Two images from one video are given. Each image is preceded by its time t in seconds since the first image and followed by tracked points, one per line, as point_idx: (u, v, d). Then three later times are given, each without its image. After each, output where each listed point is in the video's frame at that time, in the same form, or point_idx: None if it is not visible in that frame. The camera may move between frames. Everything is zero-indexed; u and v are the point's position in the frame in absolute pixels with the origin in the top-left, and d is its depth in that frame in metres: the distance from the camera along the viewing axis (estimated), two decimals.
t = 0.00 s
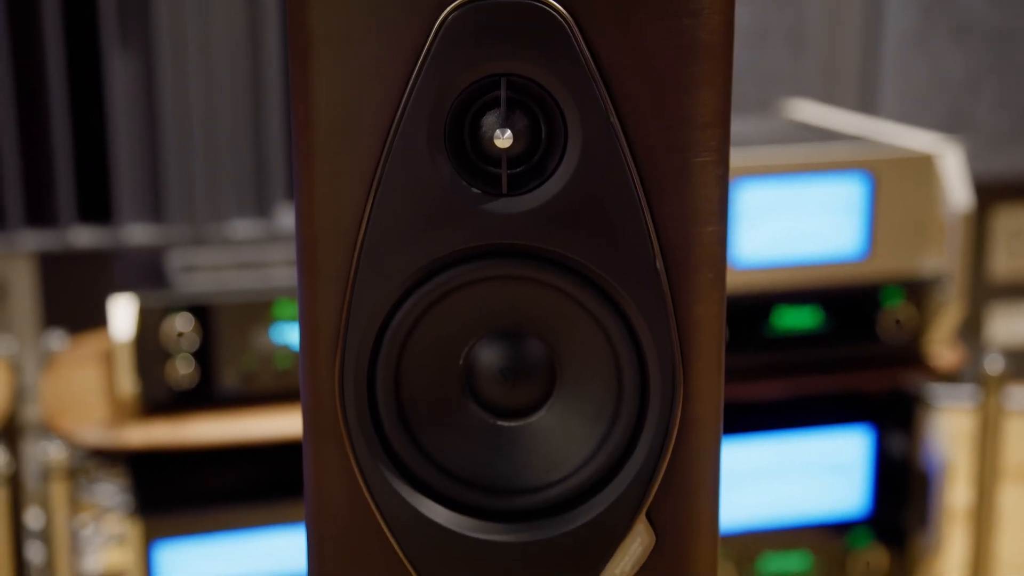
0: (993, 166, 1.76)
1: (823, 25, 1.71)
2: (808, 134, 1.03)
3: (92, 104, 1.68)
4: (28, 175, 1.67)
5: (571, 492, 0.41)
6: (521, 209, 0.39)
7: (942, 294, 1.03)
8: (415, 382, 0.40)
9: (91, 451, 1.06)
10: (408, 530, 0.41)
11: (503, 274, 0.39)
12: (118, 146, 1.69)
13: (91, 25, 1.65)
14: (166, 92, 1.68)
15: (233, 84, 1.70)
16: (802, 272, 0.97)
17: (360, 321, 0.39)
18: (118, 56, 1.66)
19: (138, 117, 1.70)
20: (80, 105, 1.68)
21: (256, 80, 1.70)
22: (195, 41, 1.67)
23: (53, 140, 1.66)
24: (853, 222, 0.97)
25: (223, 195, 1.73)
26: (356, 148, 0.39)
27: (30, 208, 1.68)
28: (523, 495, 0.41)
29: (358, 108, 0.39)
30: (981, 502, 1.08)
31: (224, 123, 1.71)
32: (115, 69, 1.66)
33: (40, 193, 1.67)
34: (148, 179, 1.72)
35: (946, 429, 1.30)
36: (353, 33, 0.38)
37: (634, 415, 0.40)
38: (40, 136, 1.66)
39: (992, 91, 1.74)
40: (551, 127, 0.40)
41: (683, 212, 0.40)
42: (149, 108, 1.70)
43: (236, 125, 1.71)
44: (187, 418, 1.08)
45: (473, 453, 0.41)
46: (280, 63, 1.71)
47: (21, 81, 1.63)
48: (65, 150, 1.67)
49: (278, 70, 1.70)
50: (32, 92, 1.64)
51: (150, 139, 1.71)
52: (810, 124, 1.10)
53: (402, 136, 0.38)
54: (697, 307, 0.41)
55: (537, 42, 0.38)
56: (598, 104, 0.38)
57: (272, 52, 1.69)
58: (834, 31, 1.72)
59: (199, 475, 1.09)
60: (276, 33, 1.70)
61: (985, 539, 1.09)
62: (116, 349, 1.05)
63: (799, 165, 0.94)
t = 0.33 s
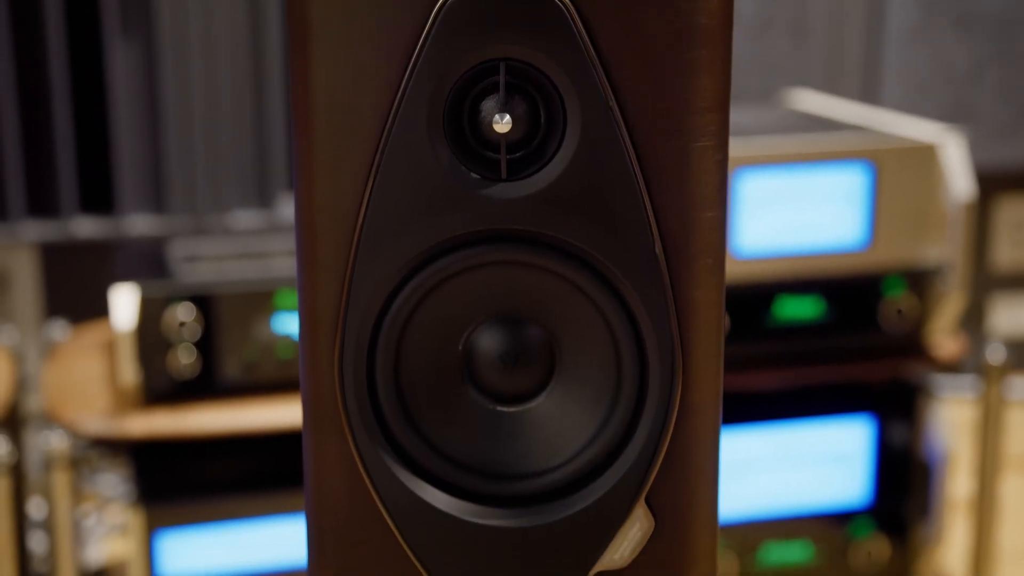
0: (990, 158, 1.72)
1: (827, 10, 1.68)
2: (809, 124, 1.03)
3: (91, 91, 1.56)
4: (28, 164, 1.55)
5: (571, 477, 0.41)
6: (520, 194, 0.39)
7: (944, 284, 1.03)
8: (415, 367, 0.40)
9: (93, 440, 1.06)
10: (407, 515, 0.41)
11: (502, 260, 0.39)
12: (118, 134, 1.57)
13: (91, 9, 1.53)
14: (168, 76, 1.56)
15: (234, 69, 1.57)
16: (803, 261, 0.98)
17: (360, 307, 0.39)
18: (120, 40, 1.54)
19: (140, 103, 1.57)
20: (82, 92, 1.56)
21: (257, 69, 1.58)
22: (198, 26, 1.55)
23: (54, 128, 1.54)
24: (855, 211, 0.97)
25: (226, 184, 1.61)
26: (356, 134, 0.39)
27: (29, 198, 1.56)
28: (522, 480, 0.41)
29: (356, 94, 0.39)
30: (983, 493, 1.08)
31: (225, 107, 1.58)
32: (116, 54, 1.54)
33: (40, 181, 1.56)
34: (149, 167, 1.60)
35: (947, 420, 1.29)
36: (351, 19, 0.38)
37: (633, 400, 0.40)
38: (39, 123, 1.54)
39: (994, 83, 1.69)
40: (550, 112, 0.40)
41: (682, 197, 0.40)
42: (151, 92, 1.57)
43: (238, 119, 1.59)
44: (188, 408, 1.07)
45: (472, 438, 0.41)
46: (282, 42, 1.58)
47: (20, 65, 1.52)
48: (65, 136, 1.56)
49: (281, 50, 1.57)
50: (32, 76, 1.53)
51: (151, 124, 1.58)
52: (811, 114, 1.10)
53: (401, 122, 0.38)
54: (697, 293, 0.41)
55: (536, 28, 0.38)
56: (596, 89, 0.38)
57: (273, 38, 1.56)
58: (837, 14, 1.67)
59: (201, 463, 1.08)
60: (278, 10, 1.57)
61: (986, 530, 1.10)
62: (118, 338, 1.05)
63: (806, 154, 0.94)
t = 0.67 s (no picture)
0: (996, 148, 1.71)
1: None
2: (812, 114, 1.03)
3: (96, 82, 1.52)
4: (32, 156, 1.52)
5: (571, 462, 0.41)
6: (521, 178, 0.39)
7: (947, 274, 1.02)
8: (415, 352, 0.41)
9: (96, 429, 1.06)
10: (407, 500, 0.41)
11: (502, 245, 0.39)
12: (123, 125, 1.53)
13: None
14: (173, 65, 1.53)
15: (238, 58, 1.55)
16: (806, 251, 0.98)
17: (360, 292, 0.39)
18: (122, 30, 1.50)
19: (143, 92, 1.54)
20: (85, 83, 1.52)
21: (260, 64, 1.56)
22: (201, 17, 1.53)
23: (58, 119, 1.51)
24: (859, 201, 0.97)
25: (229, 172, 1.58)
26: (356, 118, 0.39)
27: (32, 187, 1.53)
28: (522, 465, 0.41)
29: (356, 78, 0.39)
30: (984, 483, 1.08)
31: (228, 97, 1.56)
32: (119, 44, 1.50)
33: (43, 172, 1.52)
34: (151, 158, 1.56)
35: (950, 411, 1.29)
36: (351, 4, 0.38)
37: (633, 385, 0.40)
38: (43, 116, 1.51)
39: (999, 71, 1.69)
40: (550, 97, 0.40)
41: (682, 182, 0.40)
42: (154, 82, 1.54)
43: (242, 113, 1.57)
44: (190, 397, 1.08)
45: (472, 423, 0.41)
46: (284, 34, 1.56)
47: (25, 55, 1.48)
48: (70, 130, 1.52)
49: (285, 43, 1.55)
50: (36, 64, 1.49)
51: (154, 114, 1.55)
52: (815, 104, 1.10)
53: (401, 106, 0.38)
54: (696, 278, 0.41)
55: (536, 11, 0.38)
56: (596, 73, 0.38)
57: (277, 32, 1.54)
58: (840, 7, 1.66)
59: (204, 453, 1.07)
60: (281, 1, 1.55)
61: (987, 520, 1.10)
62: (120, 328, 1.05)
63: (804, 144, 0.94)
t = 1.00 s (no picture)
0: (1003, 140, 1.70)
1: None
2: (814, 104, 1.03)
3: (99, 74, 1.52)
4: (34, 147, 1.52)
5: (571, 448, 0.41)
6: (521, 164, 0.39)
7: (949, 265, 1.02)
8: (414, 339, 0.41)
9: (97, 420, 1.05)
10: (407, 487, 0.41)
11: (502, 231, 0.39)
12: (124, 117, 1.53)
13: None
14: (174, 60, 1.53)
15: (241, 53, 1.55)
16: (810, 242, 0.97)
17: (360, 278, 0.40)
18: (126, 23, 1.51)
19: (144, 84, 1.53)
20: (89, 75, 1.52)
21: (263, 62, 1.56)
22: (202, 11, 1.53)
23: (60, 112, 1.51)
24: (861, 192, 0.97)
25: (232, 160, 1.57)
26: (355, 105, 0.39)
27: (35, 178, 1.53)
28: (522, 452, 0.41)
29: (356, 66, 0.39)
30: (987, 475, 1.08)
31: (231, 92, 1.56)
32: (122, 36, 1.51)
33: (47, 164, 1.52)
34: (153, 148, 1.55)
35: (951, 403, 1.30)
36: None
37: (633, 372, 0.41)
38: (45, 108, 1.51)
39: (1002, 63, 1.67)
40: (550, 84, 0.40)
41: (682, 168, 0.40)
42: (155, 74, 1.54)
43: (245, 110, 1.57)
44: (192, 387, 1.07)
45: (473, 409, 0.41)
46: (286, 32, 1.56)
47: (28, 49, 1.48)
48: (72, 123, 1.52)
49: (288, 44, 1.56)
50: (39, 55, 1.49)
51: (157, 105, 1.55)
52: (817, 95, 1.09)
53: (402, 92, 0.38)
54: (697, 265, 0.41)
55: None
56: (596, 59, 0.38)
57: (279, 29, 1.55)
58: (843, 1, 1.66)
59: (206, 444, 1.08)
60: None
61: (990, 511, 1.10)
62: (122, 318, 1.05)
63: (807, 135, 0.93)
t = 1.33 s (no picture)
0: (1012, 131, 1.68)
1: None
2: (821, 95, 1.02)
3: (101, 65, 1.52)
4: (37, 137, 1.51)
5: (570, 435, 0.41)
6: (519, 149, 0.39)
7: (951, 255, 1.02)
8: (414, 326, 0.41)
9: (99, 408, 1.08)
10: (408, 474, 0.41)
11: (501, 217, 0.39)
12: (127, 107, 1.52)
13: None
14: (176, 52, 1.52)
15: (243, 47, 1.55)
16: (813, 232, 0.97)
17: (360, 264, 0.40)
18: (128, 11, 1.49)
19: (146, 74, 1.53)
20: (90, 64, 1.52)
21: (265, 60, 1.56)
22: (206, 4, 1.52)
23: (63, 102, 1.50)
24: (862, 181, 0.97)
25: (233, 154, 1.57)
26: (354, 90, 0.39)
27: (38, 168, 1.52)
28: (522, 438, 0.41)
29: (356, 51, 0.39)
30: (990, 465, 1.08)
31: (233, 86, 1.56)
32: (124, 27, 1.50)
33: (49, 154, 1.52)
34: (155, 139, 1.55)
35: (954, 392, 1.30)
36: None
37: (632, 359, 0.41)
38: (48, 98, 1.51)
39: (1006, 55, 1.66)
40: (549, 69, 0.40)
41: (681, 153, 0.40)
42: (156, 64, 1.53)
43: (248, 107, 1.57)
44: (193, 375, 1.08)
45: (473, 395, 0.41)
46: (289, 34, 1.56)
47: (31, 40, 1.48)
48: (74, 113, 1.52)
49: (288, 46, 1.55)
50: (40, 45, 1.49)
51: (159, 95, 1.54)
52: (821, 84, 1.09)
53: (401, 77, 0.38)
54: (695, 251, 0.41)
55: None
56: (595, 44, 0.38)
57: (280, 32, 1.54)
58: None
59: (201, 434, 1.11)
60: None
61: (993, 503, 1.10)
62: (125, 308, 1.05)
63: (811, 124, 0.93)
